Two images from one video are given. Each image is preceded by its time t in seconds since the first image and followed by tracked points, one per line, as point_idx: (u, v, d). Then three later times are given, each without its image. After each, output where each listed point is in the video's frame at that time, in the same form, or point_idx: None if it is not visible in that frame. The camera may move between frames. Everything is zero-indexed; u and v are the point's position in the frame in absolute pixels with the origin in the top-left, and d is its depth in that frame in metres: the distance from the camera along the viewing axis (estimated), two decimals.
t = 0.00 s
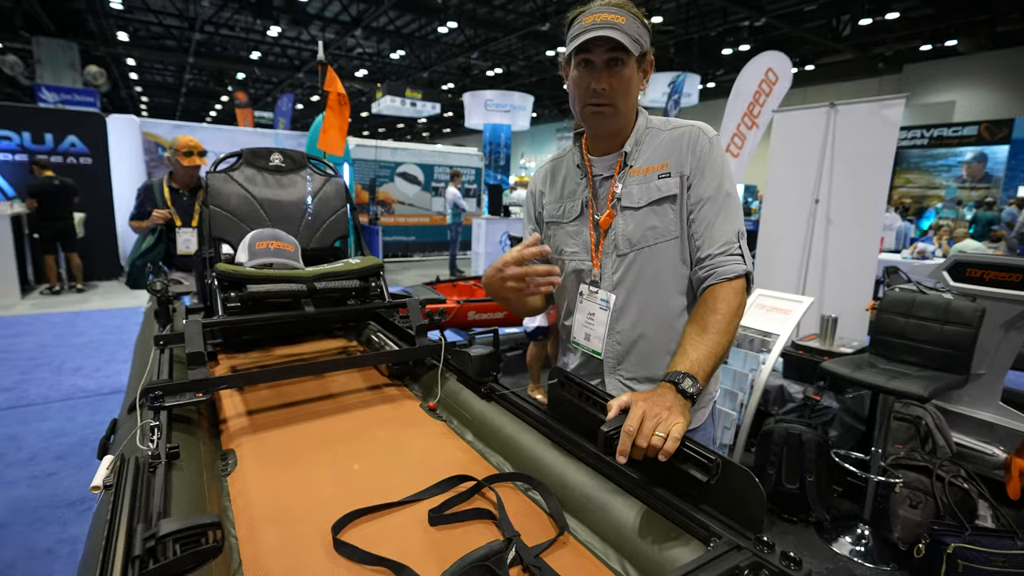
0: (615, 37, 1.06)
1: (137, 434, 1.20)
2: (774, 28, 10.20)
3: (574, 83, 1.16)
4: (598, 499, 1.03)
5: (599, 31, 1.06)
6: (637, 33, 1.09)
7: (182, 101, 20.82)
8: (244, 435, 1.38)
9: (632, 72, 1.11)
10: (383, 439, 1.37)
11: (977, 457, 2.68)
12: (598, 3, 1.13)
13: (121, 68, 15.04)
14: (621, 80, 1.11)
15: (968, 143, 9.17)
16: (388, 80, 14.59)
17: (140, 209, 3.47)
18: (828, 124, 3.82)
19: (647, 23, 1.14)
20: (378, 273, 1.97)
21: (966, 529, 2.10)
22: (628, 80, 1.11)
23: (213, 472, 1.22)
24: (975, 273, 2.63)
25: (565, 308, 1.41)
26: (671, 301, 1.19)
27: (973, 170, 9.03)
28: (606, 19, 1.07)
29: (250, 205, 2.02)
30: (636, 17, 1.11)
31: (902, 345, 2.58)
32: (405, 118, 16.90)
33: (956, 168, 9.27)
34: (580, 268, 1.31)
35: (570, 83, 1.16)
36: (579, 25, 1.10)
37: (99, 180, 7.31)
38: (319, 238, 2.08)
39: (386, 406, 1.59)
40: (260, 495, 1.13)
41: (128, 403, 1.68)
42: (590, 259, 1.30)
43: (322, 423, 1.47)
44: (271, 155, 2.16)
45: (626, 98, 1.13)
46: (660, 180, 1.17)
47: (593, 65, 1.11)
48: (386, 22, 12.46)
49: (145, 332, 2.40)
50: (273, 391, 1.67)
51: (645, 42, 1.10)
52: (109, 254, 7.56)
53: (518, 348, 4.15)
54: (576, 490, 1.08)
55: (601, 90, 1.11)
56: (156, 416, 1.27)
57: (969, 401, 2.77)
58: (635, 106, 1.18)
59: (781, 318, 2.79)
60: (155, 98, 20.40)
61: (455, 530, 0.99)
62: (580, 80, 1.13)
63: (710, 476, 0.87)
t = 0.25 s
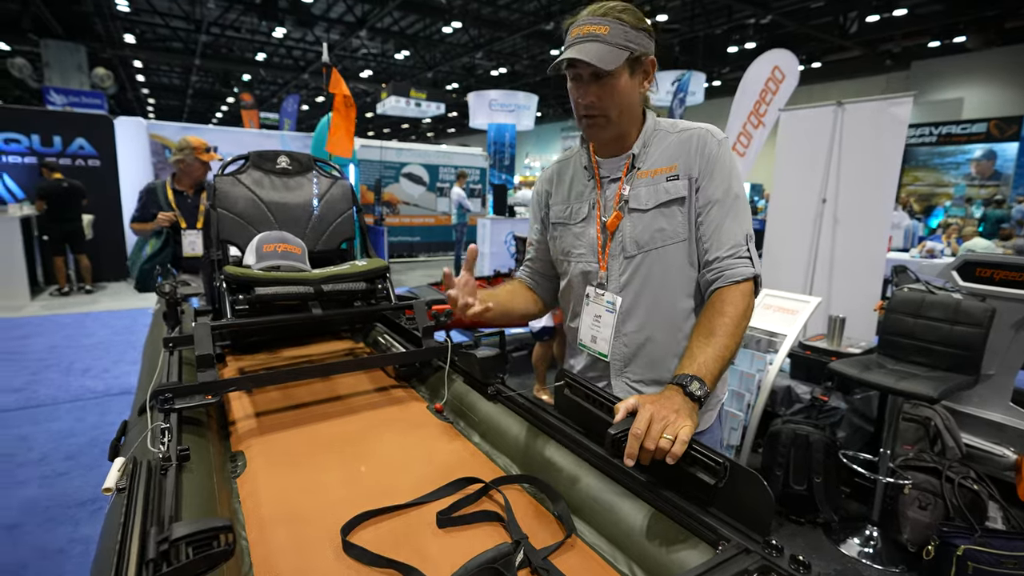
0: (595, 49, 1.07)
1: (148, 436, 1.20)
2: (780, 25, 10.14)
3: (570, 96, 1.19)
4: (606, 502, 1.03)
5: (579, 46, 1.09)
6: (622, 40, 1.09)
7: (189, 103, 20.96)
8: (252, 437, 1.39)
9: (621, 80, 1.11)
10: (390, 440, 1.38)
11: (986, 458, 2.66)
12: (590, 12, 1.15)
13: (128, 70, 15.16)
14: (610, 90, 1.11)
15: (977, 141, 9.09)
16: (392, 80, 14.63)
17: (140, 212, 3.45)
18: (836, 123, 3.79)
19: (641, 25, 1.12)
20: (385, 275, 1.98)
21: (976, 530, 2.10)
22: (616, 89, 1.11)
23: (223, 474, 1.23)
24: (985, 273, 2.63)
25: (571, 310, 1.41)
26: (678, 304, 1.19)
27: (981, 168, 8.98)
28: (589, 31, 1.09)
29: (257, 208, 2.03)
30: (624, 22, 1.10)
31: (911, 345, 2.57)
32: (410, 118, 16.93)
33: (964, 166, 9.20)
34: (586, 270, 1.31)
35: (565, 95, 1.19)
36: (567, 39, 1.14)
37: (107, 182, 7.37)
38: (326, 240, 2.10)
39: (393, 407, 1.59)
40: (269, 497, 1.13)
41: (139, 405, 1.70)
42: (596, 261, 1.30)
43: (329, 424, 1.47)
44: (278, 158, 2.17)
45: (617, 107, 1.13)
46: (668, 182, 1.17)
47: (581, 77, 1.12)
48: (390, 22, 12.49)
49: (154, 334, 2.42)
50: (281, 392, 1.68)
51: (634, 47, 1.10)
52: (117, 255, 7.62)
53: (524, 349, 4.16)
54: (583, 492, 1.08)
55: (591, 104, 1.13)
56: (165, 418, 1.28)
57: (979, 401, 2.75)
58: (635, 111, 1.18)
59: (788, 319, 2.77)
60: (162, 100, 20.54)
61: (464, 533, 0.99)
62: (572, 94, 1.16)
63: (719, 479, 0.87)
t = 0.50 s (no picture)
0: (571, 63, 1.11)
1: (156, 441, 1.20)
2: (780, 27, 10.15)
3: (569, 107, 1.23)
4: (617, 507, 1.02)
5: (559, 62, 1.13)
6: (600, 50, 1.10)
7: (189, 105, 20.99)
8: (259, 442, 1.38)
9: (603, 90, 1.12)
10: (397, 445, 1.37)
11: (993, 461, 2.65)
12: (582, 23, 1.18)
13: (128, 73, 15.19)
14: (594, 101, 1.13)
15: (977, 142, 9.08)
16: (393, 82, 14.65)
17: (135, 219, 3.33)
18: (839, 124, 3.79)
19: (625, 31, 1.11)
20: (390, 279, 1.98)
21: (984, 534, 2.08)
22: (599, 100, 1.12)
23: (230, 479, 1.22)
24: (991, 275, 2.62)
25: (579, 314, 1.41)
26: (688, 310, 1.18)
27: (982, 169, 8.98)
28: (570, 46, 1.13)
29: (263, 212, 2.03)
30: (604, 32, 1.10)
31: (917, 347, 2.56)
32: (410, 120, 16.95)
33: (965, 167, 9.20)
34: (594, 275, 1.31)
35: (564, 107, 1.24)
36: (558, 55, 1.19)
37: (108, 185, 7.38)
38: (332, 244, 2.09)
39: (400, 412, 1.59)
40: (278, 503, 1.12)
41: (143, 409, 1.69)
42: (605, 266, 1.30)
43: (335, 429, 1.47)
44: (283, 161, 2.16)
45: (604, 116, 1.14)
46: (678, 188, 1.16)
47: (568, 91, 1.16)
48: (390, 25, 12.50)
49: (158, 338, 2.42)
50: (287, 397, 1.68)
51: (615, 56, 1.10)
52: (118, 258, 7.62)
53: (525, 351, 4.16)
54: (593, 498, 1.07)
55: (578, 116, 1.17)
56: (172, 423, 1.27)
57: (985, 403, 2.74)
58: (632, 117, 1.16)
59: (792, 321, 2.76)
60: (162, 103, 20.57)
61: (474, 540, 0.98)
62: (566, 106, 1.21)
63: (734, 487, 0.87)
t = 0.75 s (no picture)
0: (545, 71, 1.16)
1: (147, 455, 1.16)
2: (761, 34, 10.31)
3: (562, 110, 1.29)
4: (623, 517, 1.02)
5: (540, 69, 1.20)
6: (574, 61, 1.12)
7: (169, 108, 20.67)
8: (254, 455, 1.35)
9: (575, 100, 1.15)
10: (396, 456, 1.35)
11: (979, 462, 2.71)
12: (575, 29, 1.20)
13: (107, 75, 14.92)
14: (569, 110, 1.17)
15: (953, 148, 9.26)
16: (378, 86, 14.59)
17: (115, 224, 3.23)
18: (824, 131, 3.85)
19: (602, 42, 1.11)
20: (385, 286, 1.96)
21: (973, 534, 2.10)
22: (573, 109, 1.16)
23: (225, 494, 1.19)
24: (975, 279, 2.67)
25: (577, 321, 1.40)
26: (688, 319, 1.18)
27: (958, 174, 9.20)
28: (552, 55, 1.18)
29: (254, 218, 2.00)
30: (583, 42, 1.12)
31: (906, 351, 2.60)
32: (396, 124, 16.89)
33: (942, 172, 9.42)
34: (591, 281, 1.31)
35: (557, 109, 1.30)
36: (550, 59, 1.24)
37: (87, 188, 7.21)
38: (325, 249, 2.06)
39: (397, 421, 1.56)
40: (276, 519, 1.09)
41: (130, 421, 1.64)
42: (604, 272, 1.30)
43: (331, 440, 1.43)
44: (274, 166, 2.13)
45: (578, 125, 1.18)
46: (678, 197, 1.16)
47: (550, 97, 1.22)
48: (375, 28, 12.46)
49: (144, 346, 2.36)
50: (280, 407, 1.64)
51: (586, 68, 1.12)
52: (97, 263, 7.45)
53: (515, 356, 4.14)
54: (598, 509, 1.06)
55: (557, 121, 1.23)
56: (163, 437, 1.23)
57: (970, 406, 2.80)
58: (612, 127, 1.17)
59: (783, 325, 2.79)
60: (142, 105, 20.21)
61: (480, 554, 0.97)
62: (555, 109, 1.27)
63: (743, 497, 0.86)
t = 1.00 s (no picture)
0: (546, 71, 1.16)
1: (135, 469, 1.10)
2: (740, 39, 10.43)
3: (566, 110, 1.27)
4: (635, 526, 0.99)
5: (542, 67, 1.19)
6: (576, 59, 1.10)
7: (143, 106, 20.17)
8: (246, 466, 1.30)
9: (577, 100, 1.13)
10: (396, 466, 1.31)
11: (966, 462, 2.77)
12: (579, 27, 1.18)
13: (77, 70, 14.50)
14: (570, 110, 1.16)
15: (926, 153, 9.50)
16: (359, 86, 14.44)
17: (93, 224, 3.10)
18: (811, 134, 3.90)
19: (605, 41, 1.09)
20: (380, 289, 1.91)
21: (963, 534, 2.14)
22: (575, 108, 1.15)
23: (218, 509, 1.13)
24: (961, 282, 2.71)
25: (577, 324, 1.38)
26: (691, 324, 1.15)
27: (931, 178, 9.43)
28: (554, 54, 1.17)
29: (242, 219, 1.94)
30: (585, 42, 1.10)
31: (896, 353, 2.64)
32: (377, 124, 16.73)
33: (916, 176, 9.66)
34: (592, 283, 1.28)
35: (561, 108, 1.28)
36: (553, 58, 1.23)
37: (57, 188, 6.97)
38: (317, 251, 2.00)
39: (395, 429, 1.52)
40: (273, 534, 1.04)
41: (112, 433, 1.56)
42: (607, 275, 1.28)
43: (327, 450, 1.38)
44: (263, 166, 2.08)
45: (580, 124, 1.16)
46: (682, 199, 1.14)
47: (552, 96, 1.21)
48: (357, 27, 12.32)
49: (121, 353, 2.26)
50: (271, 415, 1.59)
51: (588, 68, 1.10)
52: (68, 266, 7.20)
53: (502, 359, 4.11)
54: (609, 518, 1.04)
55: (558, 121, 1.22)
56: (151, 449, 1.17)
57: (956, 406, 2.86)
58: (613, 126, 1.14)
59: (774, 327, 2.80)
60: (113, 102, 19.63)
61: (491, 567, 0.93)
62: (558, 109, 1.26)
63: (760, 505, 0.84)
